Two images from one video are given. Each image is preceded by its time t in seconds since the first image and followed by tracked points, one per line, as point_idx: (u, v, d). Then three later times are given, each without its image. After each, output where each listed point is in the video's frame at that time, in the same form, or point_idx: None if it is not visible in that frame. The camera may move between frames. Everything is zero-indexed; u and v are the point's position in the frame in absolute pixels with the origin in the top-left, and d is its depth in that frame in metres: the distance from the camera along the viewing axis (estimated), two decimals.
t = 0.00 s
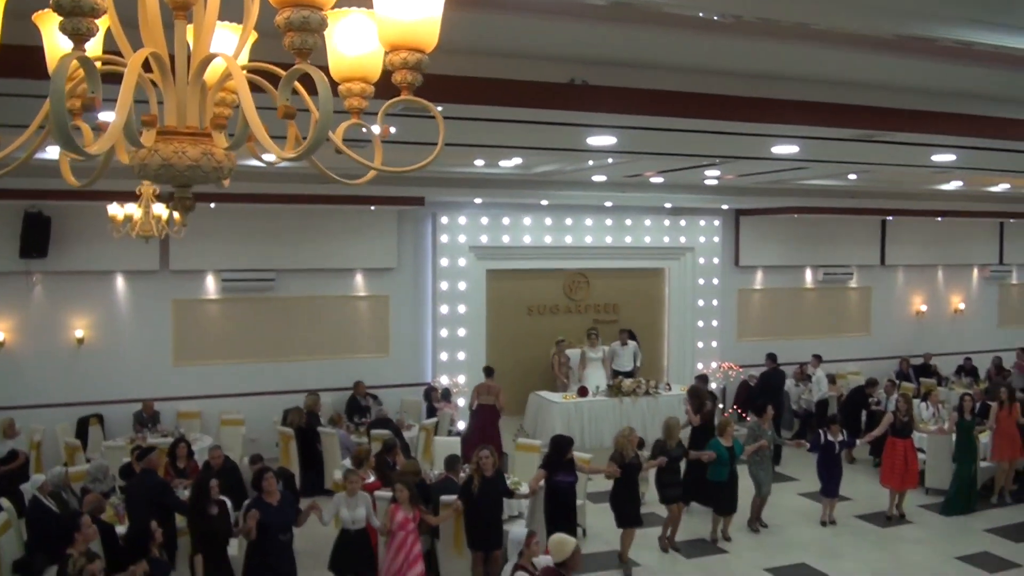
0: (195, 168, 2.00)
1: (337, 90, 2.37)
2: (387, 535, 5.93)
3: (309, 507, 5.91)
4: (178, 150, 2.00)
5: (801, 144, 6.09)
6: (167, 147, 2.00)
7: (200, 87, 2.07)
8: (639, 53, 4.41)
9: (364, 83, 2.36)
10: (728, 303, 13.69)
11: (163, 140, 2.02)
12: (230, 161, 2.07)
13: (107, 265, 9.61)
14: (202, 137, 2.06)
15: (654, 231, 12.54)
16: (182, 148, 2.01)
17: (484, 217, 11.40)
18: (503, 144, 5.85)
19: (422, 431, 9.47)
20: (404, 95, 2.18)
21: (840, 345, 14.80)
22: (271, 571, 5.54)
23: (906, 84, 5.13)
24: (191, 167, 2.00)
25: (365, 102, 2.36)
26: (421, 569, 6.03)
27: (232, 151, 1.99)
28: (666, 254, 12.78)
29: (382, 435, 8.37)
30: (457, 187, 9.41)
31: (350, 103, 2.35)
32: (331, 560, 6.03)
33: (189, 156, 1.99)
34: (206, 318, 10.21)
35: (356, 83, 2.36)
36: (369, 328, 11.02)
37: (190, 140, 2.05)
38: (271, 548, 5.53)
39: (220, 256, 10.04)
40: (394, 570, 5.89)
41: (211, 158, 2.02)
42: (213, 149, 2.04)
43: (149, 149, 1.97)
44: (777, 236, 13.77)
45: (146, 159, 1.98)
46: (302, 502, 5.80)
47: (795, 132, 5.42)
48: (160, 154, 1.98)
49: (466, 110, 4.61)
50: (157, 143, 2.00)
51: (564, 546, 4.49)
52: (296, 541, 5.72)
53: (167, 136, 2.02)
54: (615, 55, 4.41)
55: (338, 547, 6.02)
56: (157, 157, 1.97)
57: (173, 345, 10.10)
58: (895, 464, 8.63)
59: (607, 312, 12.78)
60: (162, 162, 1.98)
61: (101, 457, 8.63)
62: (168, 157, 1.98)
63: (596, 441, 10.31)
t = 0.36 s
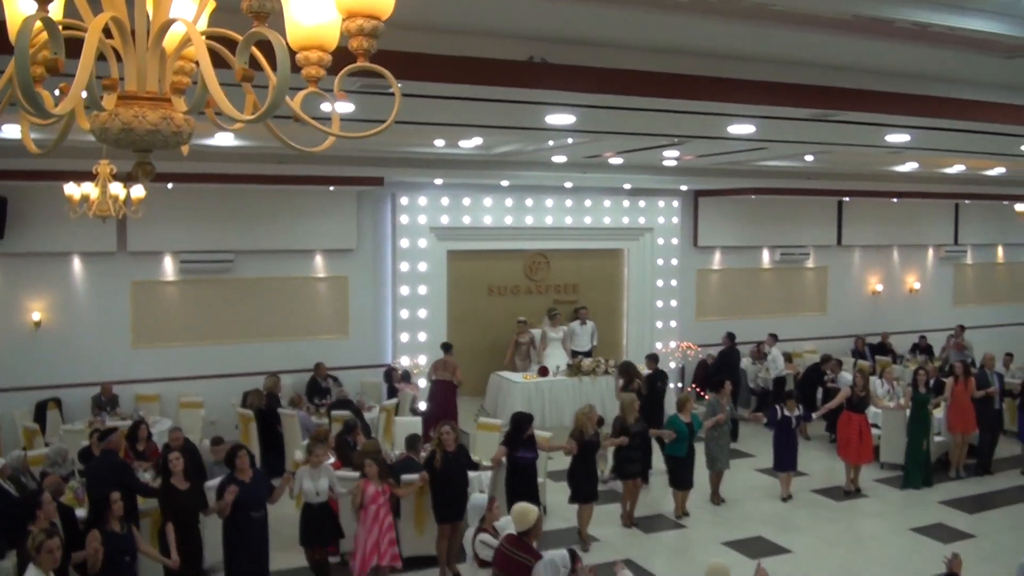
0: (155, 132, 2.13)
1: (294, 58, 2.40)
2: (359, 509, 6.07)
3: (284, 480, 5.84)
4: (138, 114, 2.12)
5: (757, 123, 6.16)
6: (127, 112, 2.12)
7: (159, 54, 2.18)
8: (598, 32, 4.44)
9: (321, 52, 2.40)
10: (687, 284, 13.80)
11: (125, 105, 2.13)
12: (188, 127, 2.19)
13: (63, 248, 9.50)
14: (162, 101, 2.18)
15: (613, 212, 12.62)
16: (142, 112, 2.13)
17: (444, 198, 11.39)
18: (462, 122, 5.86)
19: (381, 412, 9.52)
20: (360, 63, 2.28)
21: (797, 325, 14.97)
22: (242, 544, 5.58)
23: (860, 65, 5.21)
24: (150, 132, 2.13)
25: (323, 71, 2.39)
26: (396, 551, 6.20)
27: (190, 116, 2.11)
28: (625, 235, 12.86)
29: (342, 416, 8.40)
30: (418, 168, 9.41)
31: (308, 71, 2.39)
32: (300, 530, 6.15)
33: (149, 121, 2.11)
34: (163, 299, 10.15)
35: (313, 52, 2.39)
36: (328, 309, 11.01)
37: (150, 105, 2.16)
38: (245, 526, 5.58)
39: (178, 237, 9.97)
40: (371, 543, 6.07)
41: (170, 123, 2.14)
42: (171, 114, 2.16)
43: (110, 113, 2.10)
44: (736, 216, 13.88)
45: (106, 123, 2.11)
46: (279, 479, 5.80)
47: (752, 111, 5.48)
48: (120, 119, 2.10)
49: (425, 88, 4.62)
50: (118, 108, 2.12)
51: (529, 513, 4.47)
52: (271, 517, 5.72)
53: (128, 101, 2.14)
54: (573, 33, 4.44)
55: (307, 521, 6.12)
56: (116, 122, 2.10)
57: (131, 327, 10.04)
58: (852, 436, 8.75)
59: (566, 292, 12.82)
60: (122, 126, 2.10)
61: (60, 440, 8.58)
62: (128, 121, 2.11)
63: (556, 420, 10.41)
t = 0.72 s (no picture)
0: (114, 93, 2.31)
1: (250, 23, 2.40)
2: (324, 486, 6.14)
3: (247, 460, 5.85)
4: (98, 77, 2.30)
5: (714, 102, 6.21)
6: (87, 74, 2.29)
7: (119, 16, 2.34)
8: (556, 10, 4.43)
9: (277, 19, 2.40)
10: (646, 263, 13.89)
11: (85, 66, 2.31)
12: (147, 89, 2.37)
13: (18, 230, 9.38)
14: (121, 64, 2.36)
15: (572, 192, 12.68)
16: (103, 75, 2.30)
17: (404, 178, 11.38)
18: (420, 100, 5.84)
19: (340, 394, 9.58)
20: (319, 27, 2.38)
21: (756, 304, 15.14)
22: (204, 524, 5.59)
23: (815, 44, 5.27)
24: (109, 93, 2.30)
25: (279, 36, 2.40)
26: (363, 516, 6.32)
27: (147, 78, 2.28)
28: (585, 215, 12.92)
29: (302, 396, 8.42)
30: (377, 148, 9.40)
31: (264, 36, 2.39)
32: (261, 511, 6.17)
33: (108, 83, 2.29)
34: (120, 281, 10.07)
35: (270, 18, 2.40)
36: (288, 290, 10.98)
37: (110, 67, 2.34)
38: (207, 505, 5.56)
39: (136, 218, 9.88)
40: (339, 518, 6.15)
41: (130, 85, 2.32)
42: (130, 77, 2.33)
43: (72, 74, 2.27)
44: (695, 197, 13.98)
45: (68, 84, 2.28)
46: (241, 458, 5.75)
47: (709, 89, 5.50)
48: (81, 81, 2.28)
49: (383, 65, 4.60)
50: (79, 69, 2.30)
51: (501, 491, 4.37)
52: (233, 496, 5.69)
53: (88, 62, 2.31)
54: (532, 11, 4.44)
55: (267, 506, 6.09)
56: (78, 84, 2.27)
57: (88, 310, 9.95)
58: (802, 413, 8.95)
59: (527, 272, 12.86)
60: (83, 87, 2.28)
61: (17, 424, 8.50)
62: (88, 83, 2.29)
63: (517, 399, 10.50)
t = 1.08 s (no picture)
0: (75, 51, 2.45)
1: None
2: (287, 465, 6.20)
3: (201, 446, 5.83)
4: (58, 35, 2.44)
5: (671, 81, 6.27)
6: (48, 32, 2.44)
7: None
8: None
9: None
10: (606, 244, 13.96)
11: (46, 25, 2.45)
12: (105, 49, 2.52)
13: None
14: (80, 22, 2.51)
15: (532, 173, 12.73)
16: (63, 33, 2.45)
17: (363, 158, 11.36)
18: (378, 78, 5.85)
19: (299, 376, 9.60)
20: None
21: (714, 284, 15.28)
22: (160, 509, 5.58)
23: (770, 22, 5.34)
24: (70, 51, 2.45)
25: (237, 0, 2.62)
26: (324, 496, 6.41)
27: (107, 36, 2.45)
28: (545, 195, 12.96)
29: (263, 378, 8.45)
30: (336, 128, 9.38)
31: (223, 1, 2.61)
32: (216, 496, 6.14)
33: (69, 41, 2.43)
34: (78, 264, 9.98)
35: None
36: (247, 272, 10.93)
37: (70, 25, 2.49)
38: (160, 490, 5.55)
39: (92, 200, 9.79)
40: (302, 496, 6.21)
41: (90, 43, 2.47)
42: (90, 35, 2.49)
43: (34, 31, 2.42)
44: (653, 178, 14.07)
45: (29, 42, 2.43)
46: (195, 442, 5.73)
47: (666, 68, 5.56)
48: (42, 38, 2.43)
49: (342, 40, 4.61)
50: (40, 28, 2.44)
51: (483, 478, 4.31)
52: (188, 481, 5.67)
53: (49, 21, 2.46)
54: None
55: (220, 490, 6.06)
56: (39, 42, 2.42)
57: (45, 293, 9.86)
58: (751, 392, 9.12)
59: (488, 253, 12.87)
60: (44, 45, 2.43)
61: None
62: (49, 41, 2.43)
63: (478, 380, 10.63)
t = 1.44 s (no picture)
0: (35, 8, 2.44)
1: None
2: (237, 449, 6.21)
3: (144, 430, 5.78)
4: None
5: (628, 58, 6.29)
6: None
7: None
8: None
9: None
10: (566, 224, 14.00)
11: None
12: (64, 6, 2.51)
13: None
14: None
15: (493, 153, 12.71)
16: None
17: (322, 138, 11.29)
18: (335, 54, 5.81)
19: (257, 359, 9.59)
20: None
21: (673, 263, 15.38)
22: (106, 496, 5.57)
23: None
24: (31, 8, 2.43)
25: None
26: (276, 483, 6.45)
27: None
28: (505, 175, 12.96)
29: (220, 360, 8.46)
30: (295, 108, 9.33)
31: None
32: (159, 481, 5.96)
33: None
34: (34, 246, 9.84)
35: None
36: (205, 253, 10.85)
37: None
38: (98, 476, 5.54)
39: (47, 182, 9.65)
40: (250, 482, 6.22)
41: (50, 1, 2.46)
42: None
43: None
44: (612, 158, 14.11)
45: None
46: (137, 425, 5.72)
47: (622, 44, 5.58)
48: None
49: (299, 14, 4.58)
50: None
51: (471, 452, 4.36)
52: (130, 467, 5.65)
53: None
54: None
55: (168, 473, 5.96)
56: None
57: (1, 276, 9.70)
58: (705, 369, 9.26)
59: (448, 235, 12.83)
60: None
61: None
62: None
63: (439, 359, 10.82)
